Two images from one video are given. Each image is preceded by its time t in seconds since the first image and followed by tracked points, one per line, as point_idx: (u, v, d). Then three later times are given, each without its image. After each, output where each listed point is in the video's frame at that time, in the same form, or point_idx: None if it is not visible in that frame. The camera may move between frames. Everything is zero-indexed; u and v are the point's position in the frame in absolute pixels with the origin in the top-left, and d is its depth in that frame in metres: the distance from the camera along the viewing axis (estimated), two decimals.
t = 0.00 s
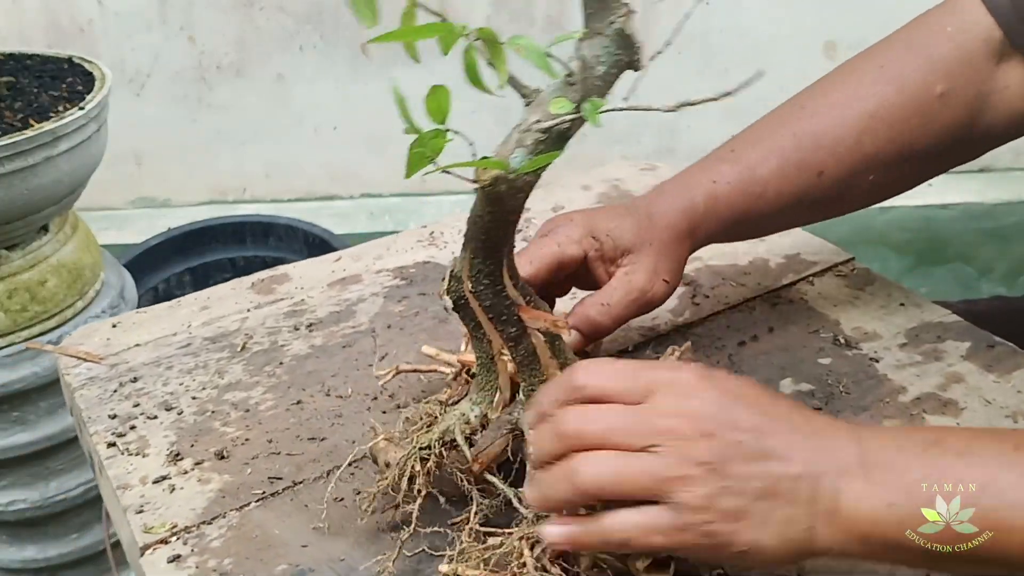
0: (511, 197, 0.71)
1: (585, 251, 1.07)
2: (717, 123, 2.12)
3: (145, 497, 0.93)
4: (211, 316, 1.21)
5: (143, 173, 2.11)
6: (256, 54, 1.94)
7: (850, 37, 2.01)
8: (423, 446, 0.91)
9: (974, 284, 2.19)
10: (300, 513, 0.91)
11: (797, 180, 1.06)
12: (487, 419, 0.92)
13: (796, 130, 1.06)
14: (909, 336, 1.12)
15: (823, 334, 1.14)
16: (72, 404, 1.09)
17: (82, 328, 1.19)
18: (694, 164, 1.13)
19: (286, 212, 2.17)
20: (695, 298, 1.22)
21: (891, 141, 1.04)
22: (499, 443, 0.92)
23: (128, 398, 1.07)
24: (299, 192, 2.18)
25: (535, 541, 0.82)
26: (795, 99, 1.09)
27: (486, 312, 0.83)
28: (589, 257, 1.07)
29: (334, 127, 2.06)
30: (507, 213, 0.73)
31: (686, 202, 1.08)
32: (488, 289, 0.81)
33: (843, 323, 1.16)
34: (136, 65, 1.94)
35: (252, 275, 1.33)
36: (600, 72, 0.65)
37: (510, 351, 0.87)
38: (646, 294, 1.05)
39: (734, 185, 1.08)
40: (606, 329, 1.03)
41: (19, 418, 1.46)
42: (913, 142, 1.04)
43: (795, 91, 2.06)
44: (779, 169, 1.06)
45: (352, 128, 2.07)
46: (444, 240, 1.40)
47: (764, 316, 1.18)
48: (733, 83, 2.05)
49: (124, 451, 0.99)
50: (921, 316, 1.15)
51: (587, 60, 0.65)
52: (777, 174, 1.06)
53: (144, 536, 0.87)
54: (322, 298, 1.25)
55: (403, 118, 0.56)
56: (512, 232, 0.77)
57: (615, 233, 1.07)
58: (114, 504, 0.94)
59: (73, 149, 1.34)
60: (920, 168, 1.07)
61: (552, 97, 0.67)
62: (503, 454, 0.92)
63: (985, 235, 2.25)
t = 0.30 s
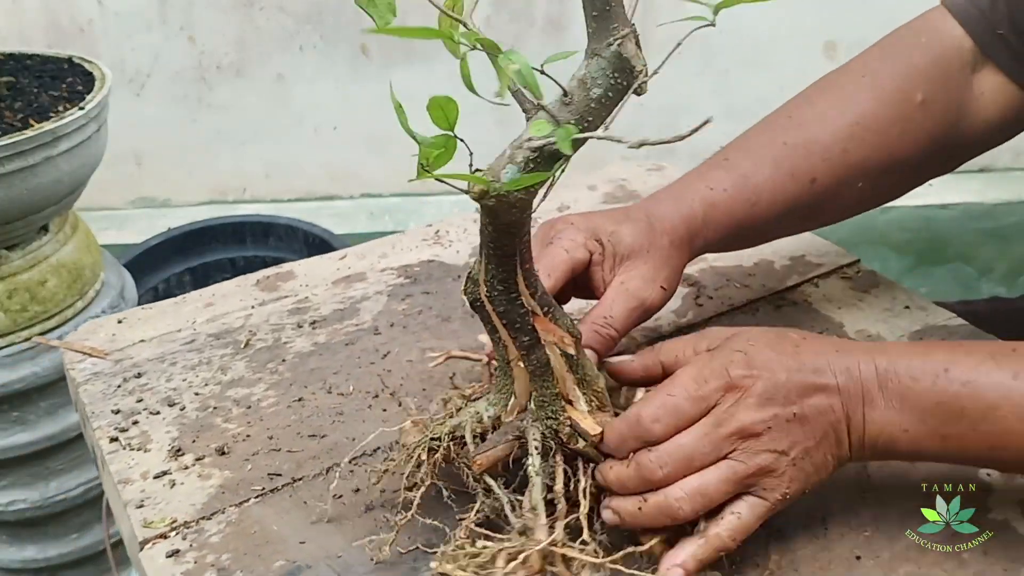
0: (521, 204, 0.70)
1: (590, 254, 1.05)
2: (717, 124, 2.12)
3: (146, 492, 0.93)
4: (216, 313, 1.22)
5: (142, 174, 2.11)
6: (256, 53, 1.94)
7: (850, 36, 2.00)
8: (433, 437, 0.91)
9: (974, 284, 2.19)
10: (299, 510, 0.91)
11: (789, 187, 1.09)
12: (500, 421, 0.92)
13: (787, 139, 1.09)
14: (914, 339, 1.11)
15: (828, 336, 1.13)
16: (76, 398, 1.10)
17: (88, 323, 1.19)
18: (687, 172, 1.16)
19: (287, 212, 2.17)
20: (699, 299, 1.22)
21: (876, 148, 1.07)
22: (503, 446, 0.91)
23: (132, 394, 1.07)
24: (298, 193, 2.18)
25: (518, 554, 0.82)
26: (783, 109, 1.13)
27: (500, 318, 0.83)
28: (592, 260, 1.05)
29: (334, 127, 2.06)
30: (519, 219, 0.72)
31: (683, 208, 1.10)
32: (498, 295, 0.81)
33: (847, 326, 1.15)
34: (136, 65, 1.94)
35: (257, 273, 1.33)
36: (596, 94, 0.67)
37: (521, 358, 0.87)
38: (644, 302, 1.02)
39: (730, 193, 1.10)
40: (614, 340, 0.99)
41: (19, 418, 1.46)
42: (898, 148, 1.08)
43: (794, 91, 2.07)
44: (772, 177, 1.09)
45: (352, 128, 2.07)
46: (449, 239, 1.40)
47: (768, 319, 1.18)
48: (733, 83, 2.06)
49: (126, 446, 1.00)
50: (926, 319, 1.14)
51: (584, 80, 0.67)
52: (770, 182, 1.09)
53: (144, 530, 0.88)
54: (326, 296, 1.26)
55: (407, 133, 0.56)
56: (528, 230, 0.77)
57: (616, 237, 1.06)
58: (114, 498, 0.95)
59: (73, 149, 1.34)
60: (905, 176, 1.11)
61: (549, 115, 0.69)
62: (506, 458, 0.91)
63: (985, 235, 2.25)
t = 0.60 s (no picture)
0: (494, 193, 0.72)
1: (629, 267, 1.06)
2: (718, 124, 2.12)
3: (147, 483, 0.95)
4: (223, 307, 1.23)
5: (142, 174, 2.11)
6: (256, 53, 1.94)
7: (850, 37, 2.00)
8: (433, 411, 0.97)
9: (974, 285, 2.18)
10: (296, 504, 0.93)
11: (825, 205, 1.09)
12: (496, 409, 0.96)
13: (818, 156, 1.10)
14: (919, 344, 1.10)
15: (832, 339, 1.13)
16: (83, 390, 1.11)
17: (98, 316, 1.21)
18: (716, 189, 1.16)
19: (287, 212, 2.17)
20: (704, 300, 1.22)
21: (906, 165, 1.09)
22: (488, 431, 0.93)
23: (137, 386, 1.09)
24: (299, 192, 2.18)
25: (467, 539, 0.84)
26: (807, 126, 1.13)
27: (497, 308, 0.85)
28: (631, 273, 1.06)
29: (334, 127, 2.06)
30: (496, 210, 0.73)
31: (720, 227, 1.09)
32: (495, 287, 0.83)
33: (851, 330, 1.14)
34: (136, 65, 1.94)
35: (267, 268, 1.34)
36: (557, 98, 0.69)
37: (515, 351, 0.88)
38: (669, 324, 1.04)
39: (765, 211, 1.10)
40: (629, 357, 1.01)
41: (19, 418, 1.46)
42: (924, 164, 1.09)
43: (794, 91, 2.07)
44: (806, 194, 1.09)
45: (353, 128, 2.06)
46: (457, 238, 1.40)
47: (772, 321, 1.18)
48: (733, 83, 2.06)
49: (129, 438, 1.01)
50: (933, 323, 1.12)
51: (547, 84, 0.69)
52: (805, 200, 1.09)
53: (144, 522, 0.89)
54: (333, 292, 1.26)
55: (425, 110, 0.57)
56: (522, 218, 0.78)
57: (659, 251, 1.07)
58: (116, 489, 0.96)
59: (73, 149, 1.34)
60: (927, 190, 1.13)
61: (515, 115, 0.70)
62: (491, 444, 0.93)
63: (985, 235, 2.25)
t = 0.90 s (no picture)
0: (510, 196, 0.72)
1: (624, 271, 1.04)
2: (718, 124, 2.12)
3: (149, 477, 0.96)
4: (229, 303, 1.24)
5: (142, 174, 2.11)
6: (256, 53, 1.94)
7: (850, 36, 2.00)
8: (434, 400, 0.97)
9: (974, 285, 2.18)
10: (295, 500, 0.94)
11: (809, 217, 1.10)
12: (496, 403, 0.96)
13: (803, 169, 1.10)
14: (925, 347, 1.09)
15: (836, 343, 1.13)
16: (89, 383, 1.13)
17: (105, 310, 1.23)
18: (703, 203, 1.16)
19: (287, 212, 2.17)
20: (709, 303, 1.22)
21: (891, 176, 1.09)
22: (486, 427, 0.93)
23: (142, 380, 1.10)
24: (299, 193, 2.18)
25: (459, 534, 0.84)
26: (793, 138, 1.14)
27: (506, 306, 0.84)
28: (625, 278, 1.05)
29: (334, 127, 2.06)
30: (513, 211, 0.73)
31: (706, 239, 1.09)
32: (506, 285, 0.82)
33: (857, 333, 1.14)
34: (136, 65, 1.95)
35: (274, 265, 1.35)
36: (581, 109, 0.69)
37: (520, 350, 0.88)
38: (669, 327, 1.04)
39: (749, 225, 1.10)
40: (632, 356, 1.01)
41: (19, 418, 1.46)
42: (910, 175, 1.10)
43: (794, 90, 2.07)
44: (790, 208, 1.09)
45: (353, 128, 2.06)
46: (464, 236, 1.40)
47: (777, 325, 1.17)
48: (733, 83, 2.06)
49: (132, 432, 1.02)
50: (940, 328, 1.12)
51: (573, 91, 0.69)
52: (790, 213, 1.09)
53: (144, 515, 0.91)
54: (339, 289, 1.27)
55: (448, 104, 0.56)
56: (539, 220, 0.78)
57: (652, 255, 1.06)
58: (118, 483, 0.98)
59: (73, 149, 1.34)
60: (913, 200, 1.13)
61: (540, 120, 0.71)
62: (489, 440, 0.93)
63: (984, 235, 2.25)
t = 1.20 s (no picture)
0: (490, 203, 0.73)
1: (611, 271, 1.05)
2: (719, 124, 2.12)
3: (150, 469, 0.97)
4: (237, 298, 1.25)
5: (142, 174, 2.11)
6: (256, 53, 1.94)
7: (850, 37, 2.00)
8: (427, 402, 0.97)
9: (974, 284, 2.18)
10: (294, 495, 0.94)
11: (801, 220, 1.10)
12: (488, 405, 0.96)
13: (796, 173, 1.10)
14: (930, 352, 1.09)
15: (840, 347, 1.13)
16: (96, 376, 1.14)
17: (115, 304, 1.23)
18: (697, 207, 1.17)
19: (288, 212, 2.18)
20: (713, 303, 1.22)
21: (884, 180, 1.09)
22: (475, 429, 0.94)
23: (148, 373, 1.11)
24: (299, 193, 2.18)
25: (445, 535, 0.84)
26: (787, 143, 1.15)
27: (493, 311, 0.85)
28: (613, 278, 1.05)
29: (334, 127, 2.06)
30: (493, 217, 0.74)
31: (697, 241, 1.10)
32: (494, 288, 0.83)
33: (861, 337, 1.14)
34: (136, 65, 1.95)
35: (281, 261, 1.35)
36: (556, 116, 0.69)
37: (509, 353, 0.88)
38: (655, 325, 1.04)
39: (741, 227, 1.11)
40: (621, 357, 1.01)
41: (20, 418, 1.46)
42: (904, 180, 1.09)
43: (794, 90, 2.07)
44: (782, 211, 1.10)
45: (354, 128, 2.06)
46: (471, 235, 1.40)
47: (782, 327, 1.17)
48: (734, 83, 2.06)
49: (137, 424, 1.03)
50: (945, 333, 1.12)
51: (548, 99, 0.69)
52: (781, 215, 1.10)
53: (145, 507, 0.91)
54: (345, 286, 1.27)
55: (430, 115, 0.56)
56: (524, 225, 0.79)
57: (638, 259, 1.07)
58: (121, 475, 0.98)
59: (73, 149, 1.34)
60: (910, 206, 1.13)
61: (516, 127, 0.71)
62: (479, 442, 0.94)
63: (985, 235, 2.25)
